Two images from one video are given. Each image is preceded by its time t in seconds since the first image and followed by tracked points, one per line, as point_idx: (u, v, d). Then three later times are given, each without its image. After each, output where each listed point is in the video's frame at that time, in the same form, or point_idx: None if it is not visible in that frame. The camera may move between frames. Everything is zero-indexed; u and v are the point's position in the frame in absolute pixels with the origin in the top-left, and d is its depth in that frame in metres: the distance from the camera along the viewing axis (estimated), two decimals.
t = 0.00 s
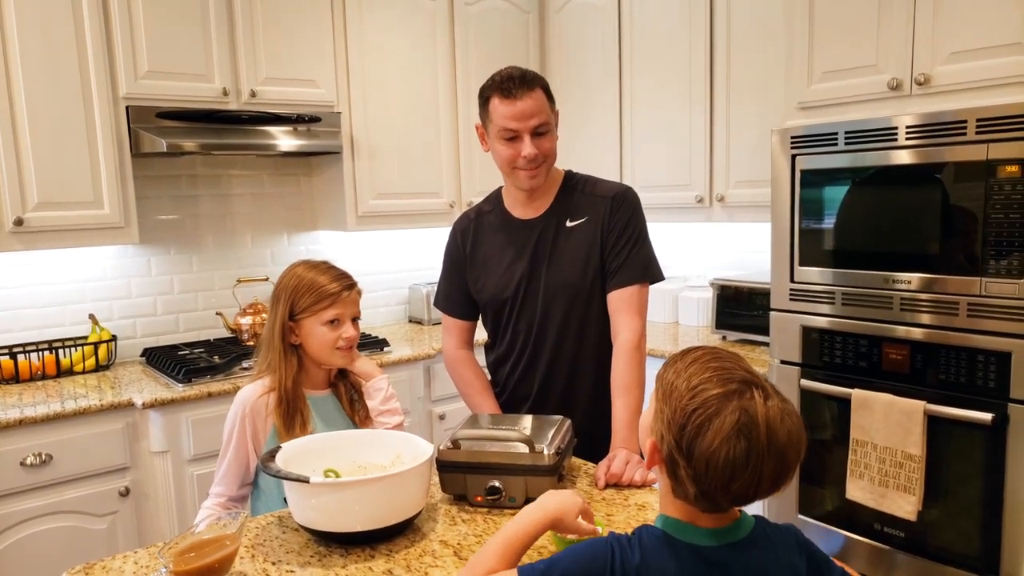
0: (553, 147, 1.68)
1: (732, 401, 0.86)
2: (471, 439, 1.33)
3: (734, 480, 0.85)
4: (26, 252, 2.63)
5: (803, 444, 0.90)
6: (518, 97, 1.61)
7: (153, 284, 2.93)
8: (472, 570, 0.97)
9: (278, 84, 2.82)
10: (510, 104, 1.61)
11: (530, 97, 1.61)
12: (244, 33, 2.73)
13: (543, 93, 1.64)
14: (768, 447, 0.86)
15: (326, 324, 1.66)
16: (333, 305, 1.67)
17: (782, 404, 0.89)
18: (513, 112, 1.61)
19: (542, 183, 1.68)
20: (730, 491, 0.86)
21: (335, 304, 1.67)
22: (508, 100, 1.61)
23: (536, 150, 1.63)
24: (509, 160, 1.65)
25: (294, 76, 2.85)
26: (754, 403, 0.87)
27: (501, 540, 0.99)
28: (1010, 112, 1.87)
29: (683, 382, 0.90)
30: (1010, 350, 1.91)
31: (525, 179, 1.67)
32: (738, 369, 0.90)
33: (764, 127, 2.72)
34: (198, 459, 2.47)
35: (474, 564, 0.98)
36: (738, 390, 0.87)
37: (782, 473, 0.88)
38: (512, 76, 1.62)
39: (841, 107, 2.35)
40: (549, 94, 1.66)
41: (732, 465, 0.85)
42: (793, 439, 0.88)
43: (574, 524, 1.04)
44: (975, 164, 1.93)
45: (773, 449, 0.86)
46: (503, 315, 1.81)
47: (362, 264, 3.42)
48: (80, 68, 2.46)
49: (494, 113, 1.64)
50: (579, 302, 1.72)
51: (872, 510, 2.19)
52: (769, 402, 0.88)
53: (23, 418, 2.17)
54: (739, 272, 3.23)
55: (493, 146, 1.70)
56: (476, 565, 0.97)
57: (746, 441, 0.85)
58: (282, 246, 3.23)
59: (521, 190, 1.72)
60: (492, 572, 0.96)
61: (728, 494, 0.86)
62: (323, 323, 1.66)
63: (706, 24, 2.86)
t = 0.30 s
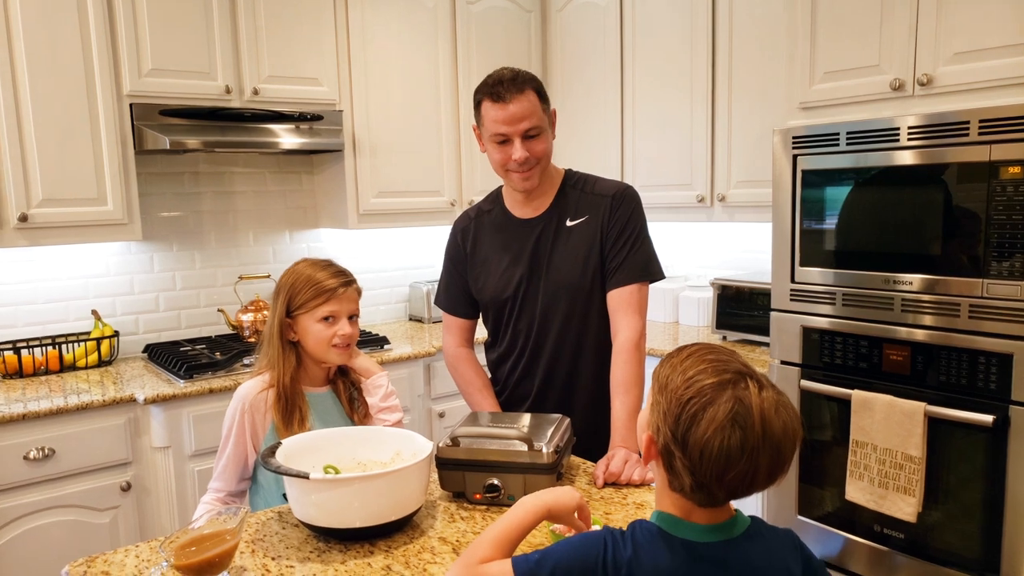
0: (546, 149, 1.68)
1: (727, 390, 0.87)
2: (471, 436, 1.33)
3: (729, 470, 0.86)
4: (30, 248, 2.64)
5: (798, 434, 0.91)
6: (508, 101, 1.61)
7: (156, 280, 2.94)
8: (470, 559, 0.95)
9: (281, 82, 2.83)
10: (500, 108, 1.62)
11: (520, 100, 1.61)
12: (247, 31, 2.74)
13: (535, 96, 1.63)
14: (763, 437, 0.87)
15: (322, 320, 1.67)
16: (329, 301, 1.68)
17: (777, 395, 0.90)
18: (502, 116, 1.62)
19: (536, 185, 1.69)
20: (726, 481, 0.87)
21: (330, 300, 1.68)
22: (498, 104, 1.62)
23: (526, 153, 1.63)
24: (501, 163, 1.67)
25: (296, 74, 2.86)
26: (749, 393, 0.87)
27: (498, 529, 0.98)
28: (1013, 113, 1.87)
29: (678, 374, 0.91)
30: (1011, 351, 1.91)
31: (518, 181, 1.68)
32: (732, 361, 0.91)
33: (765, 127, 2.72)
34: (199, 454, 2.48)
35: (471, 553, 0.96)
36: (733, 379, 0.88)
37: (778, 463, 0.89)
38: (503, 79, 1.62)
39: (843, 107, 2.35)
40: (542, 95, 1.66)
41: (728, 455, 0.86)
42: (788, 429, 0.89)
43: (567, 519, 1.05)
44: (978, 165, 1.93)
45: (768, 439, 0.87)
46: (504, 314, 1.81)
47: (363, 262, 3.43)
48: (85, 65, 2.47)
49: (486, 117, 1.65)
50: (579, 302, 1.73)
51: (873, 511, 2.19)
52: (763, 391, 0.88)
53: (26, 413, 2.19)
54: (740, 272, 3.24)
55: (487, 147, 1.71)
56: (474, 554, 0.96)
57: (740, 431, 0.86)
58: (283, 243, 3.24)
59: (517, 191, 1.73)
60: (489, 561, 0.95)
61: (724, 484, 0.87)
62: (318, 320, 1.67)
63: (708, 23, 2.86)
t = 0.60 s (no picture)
0: (541, 156, 1.67)
1: (726, 375, 0.88)
2: (478, 436, 1.34)
3: (743, 452, 0.87)
4: (43, 248, 2.66)
5: (802, 409, 0.92)
6: (497, 111, 1.61)
7: (166, 280, 2.96)
8: (477, 557, 0.97)
9: (290, 83, 2.84)
10: (490, 118, 1.62)
11: (509, 111, 1.60)
12: (257, 32, 2.75)
13: (525, 105, 1.61)
14: (770, 415, 0.88)
15: (325, 318, 1.67)
16: (331, 298, 1.69)
17: (773, 374, 0.91)
18: (491, 126, 1.63)
19: (532, 191, 1.70)
20: (742, 465, 0.87)
21: (333, 297, 1.69)
22: (489, 114, 1.63)
23: (516, 163, 1.64)
24: (496, 171, 1.69)
25: (306, 75, 2.87)
26: (748, 375, 0.89)
27: (506, 529, 0.99)
28: None
29: (677, 370, 0.92)
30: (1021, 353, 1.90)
31: (513, 189, 1.69)
32: (723, 351, 0.92)
33: (774, 127, 2.71)
34: (208, 453, 2.49)
35: (477, 552, 0.98)
36: (729, 365, 0.90)
37: (788, 441, 0.90)
38: (495, 87, 1.62)
39: (852, 107, 2.34)
40: (536, 102, 1.64)
41: (739, 437, 0.87)
42: (792, 404, 0.90)
43: (575, 521, 1.05)
44: (988, 165, 1.92)
45: (776, 416, 0.88)
46: (512, 315, 1.82)
47: (372, 262, 3.44)
48: (96, 66, 2.49)
49: (480, 125, 1.66)
50: (587, 302, 1.73)
51: (882, 512, 2.18)
52: (760, 371, 0.90)
53: (38, 411, 2.20)
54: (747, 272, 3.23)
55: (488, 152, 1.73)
56: (481, 553, 0.98)
57: (748, 412, 0.87)
58: (292, 243, 3.25)
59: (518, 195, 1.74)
60: (496, 560, 0.96)
61: (741, 467, 0.87)
62: (321, 318, 1.68)
63: (716, 23, 2.85)
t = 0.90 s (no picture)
0: (543, 162, 1.66)
1: (739, 374, 0.89)
2: (487, 436, 1.34)
3: (769, 448, 0.87)
4: (54, 250, 2.68)
5: (812, 397, 0.93)
6: (497, 119, 1.61)
7: (176, 282, 2.98)
8: (493, 561, 0.98)
9: (299, 85, 2.85)
10: (491, 125, 1.63)
11: (507, 119, 1.60)
12: (265, 35, 2.77)
13: (524, 113, 1.61)
14: (788, 407, 0.88)
15: (342, 322, 1.68)
16: (348, 302, 1.70)
17: (781, 367, 0.92)
18: (492, 133, 1.63)
19: (534, 196, 1.70)
20: (768, 460, 0.88)
21: (350, 302, 1.70)
22: (490, 121, 1.63)
23: (517, 170, 1.64)
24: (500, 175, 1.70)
25: (314, 77, 2.88)
26: (759, 371, 0.89)
27: (524, 534, 0.99)
28: None
29: (688, 378, 0.92)
30: None
31: (517, 194, 1.70)
32: (728, 352, 0.93)
33: (782, 127, 2.71)
34: (218, 454, 2.50)
35: (492, 557, 0.99)
36: (739, 363, 0.90)
37: (805, 431, 0.91)
38: (496, 94, 1.62)
39: (861, 108, 2.34)
40: (538, 108, 1.62)
41: (762, 433, 0.87)
42: (804, 394, 0.91)
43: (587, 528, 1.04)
44: (997, 165, 1.91)
45: (793, 407, 0.89)
46: (520, 316, 1.82)
47: (381, 264, 3.45)
48: (107, 69, 2.50)
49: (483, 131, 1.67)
50: (596, 304, 1.73)
51: (891, 514, 2.18)
52: (769, 365, 0.91)
53: (49, 412, 2.22)
54: (756, 273, 3.22)
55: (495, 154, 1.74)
56: (496, 558, 0.98)
57: (767, 407, 0.87)
58: (301, 245, 3.26)
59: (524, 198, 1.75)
60: (510, 566, 0.97)
61: (768, 463, 0.88)
62: (339, 322, 1.68)
63: (724, 24, 2.85)
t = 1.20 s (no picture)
0: (553, 163, 1.67)
1: (758, 363, 0.89)
2: (490, 438, 1.34)
3: (778, 438, 0.86)
4: (57, 253, 2.69)
5: (834, 398, 0.92)
6: (508, 120, 1.62)
7: (179, 284, 2.98)
8: (513, 530, 0.97)
9: (301, 87, 2.86)
10: (501, 126, 1.63)
11: (520, 119, 1.61)
12: (267, 37, 2.77)
13: (535, 113, 1.62)
14: (805, 401, 0.87)
15: (347, 325, 1.69)
16: (353, 305, 1.70)
17: (805, 364, 0.92)
18: (503, 135, 1.64)
19: (543, 197, 1.71)
20: (778, 451, 0.87)
21: (355, 304, 1.70)
22: (500, 123, 1.64)
23: (529, 171, 1.65)
24: (509, 178, 1.70)
25: (316, 79, 2.88)
26: (779, 363, 0.89)
27: (544, 513, 1.01)
28: None
29: (706, 364, 0.92)
30: None
31: (526, 196, 1.71)
32: (753, 344, 0.93)
33: (785, 128, 2.70)
34: (222, 456, 2.51)
35: (512, 526, 0.98)
36: (760, 354, 0.91)
37: (823, 428, 0.90)
38: (505, 96, 1.63)
39: (863, 107, 2.34)
40: (547, 109, 1.65)
41: (773, 422, 0.86)
42: (825, 393, 0.90)
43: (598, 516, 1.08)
44: (999, 164, 1.91)
45: (810, 402, 0.88)
46: (524, 317, 1.82)
47: (384, 265, 3.45)
48: (109, 72, 2.51)
49: (491, 133, 1.67)
50: (598, 304, 1.73)
51: (895, 513, 2.17)
52: (790, 360, 0.91)
53: (52, 415, 2.22)
54: (759, 273, 3.22)
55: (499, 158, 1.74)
56: (516, 526, 0.98)
57: (782, 397, 0.87)
58: (304, 247, 3.27)
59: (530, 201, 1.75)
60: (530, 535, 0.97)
61: (777, 454, 0.87)
62: (343, 324, 1.69)
63: (727, 24, 2.85)
